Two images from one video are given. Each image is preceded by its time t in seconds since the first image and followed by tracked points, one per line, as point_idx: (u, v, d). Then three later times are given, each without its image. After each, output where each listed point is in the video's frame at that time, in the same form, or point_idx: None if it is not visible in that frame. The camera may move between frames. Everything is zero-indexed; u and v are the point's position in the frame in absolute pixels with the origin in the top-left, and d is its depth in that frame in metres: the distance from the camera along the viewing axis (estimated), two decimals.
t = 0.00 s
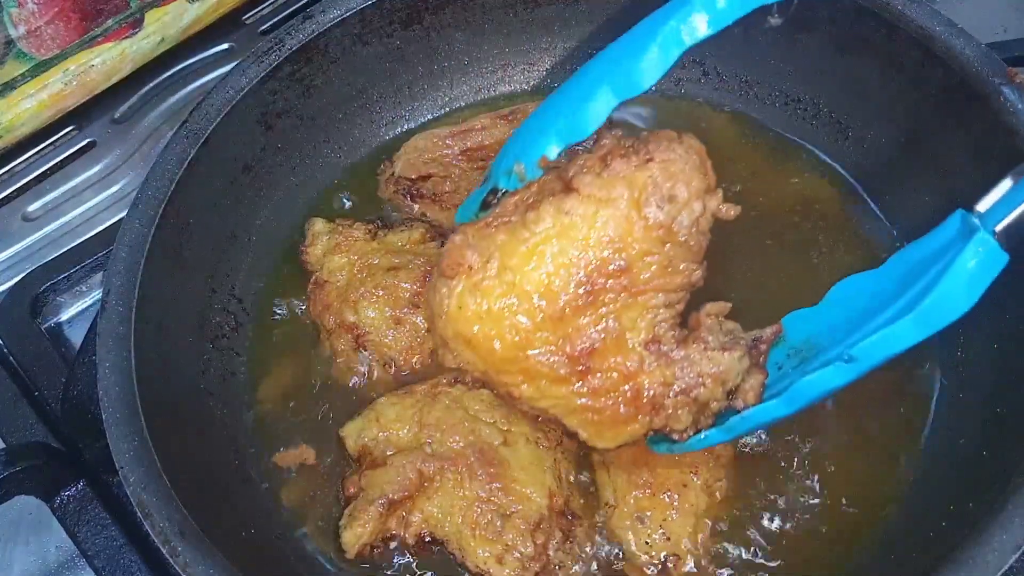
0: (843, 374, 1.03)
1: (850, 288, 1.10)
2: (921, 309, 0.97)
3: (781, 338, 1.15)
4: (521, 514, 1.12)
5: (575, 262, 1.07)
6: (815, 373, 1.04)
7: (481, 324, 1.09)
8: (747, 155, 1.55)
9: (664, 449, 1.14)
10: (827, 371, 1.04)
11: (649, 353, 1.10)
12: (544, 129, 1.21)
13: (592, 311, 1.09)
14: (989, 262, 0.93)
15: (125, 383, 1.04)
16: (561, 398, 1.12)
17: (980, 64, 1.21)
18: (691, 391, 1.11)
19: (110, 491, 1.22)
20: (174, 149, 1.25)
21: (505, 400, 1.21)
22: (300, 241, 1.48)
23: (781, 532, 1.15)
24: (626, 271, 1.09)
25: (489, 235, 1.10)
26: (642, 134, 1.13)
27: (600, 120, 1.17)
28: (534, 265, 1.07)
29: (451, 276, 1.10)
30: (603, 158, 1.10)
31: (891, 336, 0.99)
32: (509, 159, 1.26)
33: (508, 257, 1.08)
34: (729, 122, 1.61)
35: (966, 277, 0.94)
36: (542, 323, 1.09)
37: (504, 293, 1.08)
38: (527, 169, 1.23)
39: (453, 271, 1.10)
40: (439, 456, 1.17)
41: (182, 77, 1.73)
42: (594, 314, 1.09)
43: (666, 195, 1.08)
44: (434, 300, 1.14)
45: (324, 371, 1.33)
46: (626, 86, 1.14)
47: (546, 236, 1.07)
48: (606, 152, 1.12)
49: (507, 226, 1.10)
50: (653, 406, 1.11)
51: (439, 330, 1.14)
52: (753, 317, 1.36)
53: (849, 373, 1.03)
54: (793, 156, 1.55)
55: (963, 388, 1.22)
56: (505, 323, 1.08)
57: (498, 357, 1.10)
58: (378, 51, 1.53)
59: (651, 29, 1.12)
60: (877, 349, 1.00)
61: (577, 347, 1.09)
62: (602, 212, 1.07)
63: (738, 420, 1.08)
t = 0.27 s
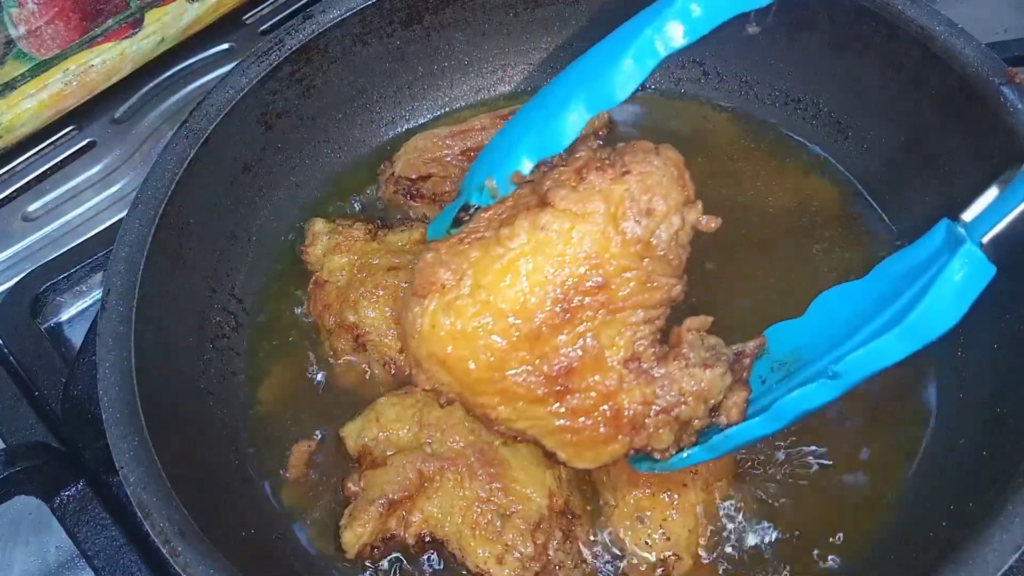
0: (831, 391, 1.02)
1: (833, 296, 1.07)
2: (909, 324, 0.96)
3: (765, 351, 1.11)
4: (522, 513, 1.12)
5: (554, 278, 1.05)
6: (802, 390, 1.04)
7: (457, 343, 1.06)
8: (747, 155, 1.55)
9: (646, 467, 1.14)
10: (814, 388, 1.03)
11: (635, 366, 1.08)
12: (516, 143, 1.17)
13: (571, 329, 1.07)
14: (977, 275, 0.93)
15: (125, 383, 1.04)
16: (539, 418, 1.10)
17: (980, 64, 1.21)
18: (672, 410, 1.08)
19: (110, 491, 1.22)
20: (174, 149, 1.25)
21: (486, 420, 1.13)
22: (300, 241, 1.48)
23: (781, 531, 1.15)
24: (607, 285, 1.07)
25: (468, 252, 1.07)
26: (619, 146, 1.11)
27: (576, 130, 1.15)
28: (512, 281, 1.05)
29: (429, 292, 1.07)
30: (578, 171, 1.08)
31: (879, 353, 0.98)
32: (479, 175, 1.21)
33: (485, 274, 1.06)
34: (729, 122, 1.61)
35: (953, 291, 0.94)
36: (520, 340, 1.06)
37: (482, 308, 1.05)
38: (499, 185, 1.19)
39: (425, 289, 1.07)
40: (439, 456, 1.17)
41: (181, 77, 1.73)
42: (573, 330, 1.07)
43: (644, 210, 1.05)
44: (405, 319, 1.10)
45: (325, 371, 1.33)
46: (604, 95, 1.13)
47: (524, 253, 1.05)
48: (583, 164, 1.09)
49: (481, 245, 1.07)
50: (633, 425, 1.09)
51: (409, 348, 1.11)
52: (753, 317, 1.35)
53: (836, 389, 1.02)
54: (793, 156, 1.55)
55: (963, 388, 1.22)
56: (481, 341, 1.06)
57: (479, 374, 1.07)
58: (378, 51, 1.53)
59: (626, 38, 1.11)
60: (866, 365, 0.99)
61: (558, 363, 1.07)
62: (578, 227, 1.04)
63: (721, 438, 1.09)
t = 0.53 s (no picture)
0: (823, 395, 1.01)
1: (824, 300, 1.06)
2: (901, 327, 0.95)
3: (756, 354, 1.12)
4: (522, 514, 1.12)
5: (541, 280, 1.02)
6: (793, 395, 1.03)
7: (442, 348, 1.03)
8: (747, 155, 1.55)
9: (637, 473, 1.12)
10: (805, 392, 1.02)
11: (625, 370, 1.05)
12: (499, 144, 1.17)
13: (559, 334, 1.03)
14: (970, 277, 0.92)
15: (125, 383, 1.04)
16: (527, 425, 1.06)
17: (980, 64, 1.21)
18: (661, 415, 1.06)
19: (110, 490, 1.22)
20: (174, 148, 1.25)
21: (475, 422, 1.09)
22: (300, 241, 1.48)
23: (779, 530, 1.15)
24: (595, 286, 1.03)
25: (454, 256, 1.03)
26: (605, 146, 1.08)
27: (559, 132, 1.15)
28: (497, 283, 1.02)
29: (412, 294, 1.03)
30: (564, 172, 1.05)
31: (871, 356, 0.98)
32: (462, 177, 1.21)
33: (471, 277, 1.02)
34: (729, 122, 1.61)
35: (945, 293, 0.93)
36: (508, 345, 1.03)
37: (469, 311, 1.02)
38: (482, 187, 1.18)
39: (409, 293, 1.03)
40: (439, 456, 1.17)
41: (182, 77, 1.73)
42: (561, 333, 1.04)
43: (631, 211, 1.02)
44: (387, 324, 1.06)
45: (325, 371, 1.33)
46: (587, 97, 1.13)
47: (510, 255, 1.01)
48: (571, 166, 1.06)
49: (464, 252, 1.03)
50: (622, 431, 1.06)
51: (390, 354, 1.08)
52: (752, 318, 1.35)
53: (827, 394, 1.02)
54: (793, 156, 1.55)
55: (963, 388, 1.22)
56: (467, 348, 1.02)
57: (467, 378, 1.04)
58: (378, 51, 1.53)
59: (610, 37, 1.10)
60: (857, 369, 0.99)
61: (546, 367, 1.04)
62: (563, 229, 1.01)
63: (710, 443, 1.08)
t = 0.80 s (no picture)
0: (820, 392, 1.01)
1: (824, 298, 1.06)
2: (899, 325, 0.95)
3: (755, 352, 1.11)
4: (522, 514, 1.12)
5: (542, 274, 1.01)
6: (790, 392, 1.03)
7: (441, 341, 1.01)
8: (747, 155, 1.55)
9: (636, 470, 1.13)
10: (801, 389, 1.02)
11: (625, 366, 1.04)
12: (499, 140, 1.16)
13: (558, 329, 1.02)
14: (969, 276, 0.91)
15: (125, 383, 1.04)
16: (525, 420, 1.05)
17: (980, 64, 1.21)
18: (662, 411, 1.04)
19: (110, 490, 1.22)
20: (174, 148, 1.25)
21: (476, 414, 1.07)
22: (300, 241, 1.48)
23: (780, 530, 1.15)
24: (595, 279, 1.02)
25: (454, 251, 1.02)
26: (606, 143, 1.08)
27: (560, 128, 1.13)
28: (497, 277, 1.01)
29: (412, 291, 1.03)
30: (564, 168, 1.05)
31: (869, 353, 0.97)
32: (461, 173, 1.20)
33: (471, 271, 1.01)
34: (728, 122, 1.61)
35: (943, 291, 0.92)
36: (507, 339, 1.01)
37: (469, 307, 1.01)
38: (482, 182, 1.17)
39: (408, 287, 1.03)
40: (439, 456, 1.17)
41: (182, 77, 1.73)
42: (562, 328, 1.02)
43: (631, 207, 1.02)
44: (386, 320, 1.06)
45: (325, 372, 1.33)
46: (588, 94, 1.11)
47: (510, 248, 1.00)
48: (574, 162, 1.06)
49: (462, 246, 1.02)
50: (621, 427, 1.04)
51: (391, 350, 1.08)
52: (753, 318, 1.35)
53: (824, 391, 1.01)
54: (793, 156, 1.55)
55: (964, 388, 1.22)
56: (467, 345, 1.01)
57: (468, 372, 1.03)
58: (378, 51, 1.53)
59: (611, 31, 1.10)
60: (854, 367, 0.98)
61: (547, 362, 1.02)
62: (563, 224, 1.01)
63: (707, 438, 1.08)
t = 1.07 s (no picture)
0: (799, 338, 1.10)
1: (805, 265, 1.19)
2: (882, 280, 1.11)
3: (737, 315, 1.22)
4: (522, 514, 1.11)
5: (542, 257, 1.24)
6: (769, 337, 1.12)
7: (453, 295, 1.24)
8: (747, 155, 1.55)
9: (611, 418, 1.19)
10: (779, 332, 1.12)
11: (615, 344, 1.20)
12: (504, 74, 1.50)
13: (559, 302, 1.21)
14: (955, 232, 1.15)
15: (125, 383, 1.04)
16: (502, 353, 1.23)
17: (978, 63, 1.21)
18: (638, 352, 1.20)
19: (110, 490, 1.22)
20: (174, 148, 1.25)
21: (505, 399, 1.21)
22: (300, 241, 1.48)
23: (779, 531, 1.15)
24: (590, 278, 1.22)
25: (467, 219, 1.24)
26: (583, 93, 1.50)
27: (552, 72, 1.53)
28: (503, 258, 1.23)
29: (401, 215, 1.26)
30: (557, 113, 1.38)
31: (868, 275, 1.11)
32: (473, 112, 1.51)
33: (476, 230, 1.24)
34: (728, 122, 1.61)
35: (942, 240, 1.14)
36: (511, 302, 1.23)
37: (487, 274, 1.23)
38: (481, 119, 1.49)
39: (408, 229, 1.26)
40: (439, 456, 1.16)
41: (181, 77, 1.73)
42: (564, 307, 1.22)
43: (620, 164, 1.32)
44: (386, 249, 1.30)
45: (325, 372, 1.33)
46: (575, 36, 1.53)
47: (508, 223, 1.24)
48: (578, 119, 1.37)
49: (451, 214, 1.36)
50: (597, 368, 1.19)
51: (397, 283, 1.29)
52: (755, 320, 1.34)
53: (799, 340, 1.11)
54: (793, 156, 1.55)
55: (964, 388, 1.22)
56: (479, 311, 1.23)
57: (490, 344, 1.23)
58: (378, 51, 1.53)
59: None
60: (829, 317, 1.10)
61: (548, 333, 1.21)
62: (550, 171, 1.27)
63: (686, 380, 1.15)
